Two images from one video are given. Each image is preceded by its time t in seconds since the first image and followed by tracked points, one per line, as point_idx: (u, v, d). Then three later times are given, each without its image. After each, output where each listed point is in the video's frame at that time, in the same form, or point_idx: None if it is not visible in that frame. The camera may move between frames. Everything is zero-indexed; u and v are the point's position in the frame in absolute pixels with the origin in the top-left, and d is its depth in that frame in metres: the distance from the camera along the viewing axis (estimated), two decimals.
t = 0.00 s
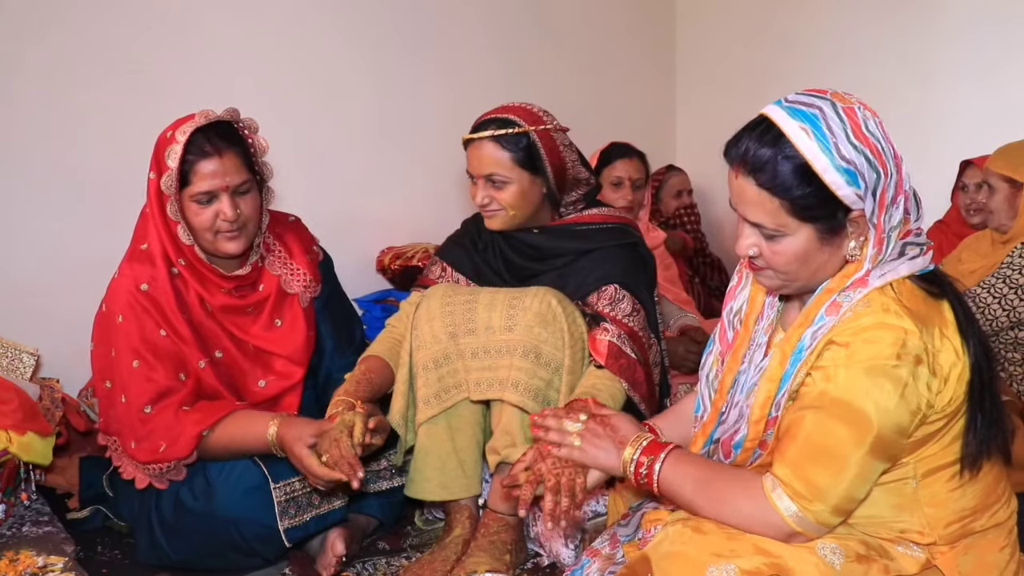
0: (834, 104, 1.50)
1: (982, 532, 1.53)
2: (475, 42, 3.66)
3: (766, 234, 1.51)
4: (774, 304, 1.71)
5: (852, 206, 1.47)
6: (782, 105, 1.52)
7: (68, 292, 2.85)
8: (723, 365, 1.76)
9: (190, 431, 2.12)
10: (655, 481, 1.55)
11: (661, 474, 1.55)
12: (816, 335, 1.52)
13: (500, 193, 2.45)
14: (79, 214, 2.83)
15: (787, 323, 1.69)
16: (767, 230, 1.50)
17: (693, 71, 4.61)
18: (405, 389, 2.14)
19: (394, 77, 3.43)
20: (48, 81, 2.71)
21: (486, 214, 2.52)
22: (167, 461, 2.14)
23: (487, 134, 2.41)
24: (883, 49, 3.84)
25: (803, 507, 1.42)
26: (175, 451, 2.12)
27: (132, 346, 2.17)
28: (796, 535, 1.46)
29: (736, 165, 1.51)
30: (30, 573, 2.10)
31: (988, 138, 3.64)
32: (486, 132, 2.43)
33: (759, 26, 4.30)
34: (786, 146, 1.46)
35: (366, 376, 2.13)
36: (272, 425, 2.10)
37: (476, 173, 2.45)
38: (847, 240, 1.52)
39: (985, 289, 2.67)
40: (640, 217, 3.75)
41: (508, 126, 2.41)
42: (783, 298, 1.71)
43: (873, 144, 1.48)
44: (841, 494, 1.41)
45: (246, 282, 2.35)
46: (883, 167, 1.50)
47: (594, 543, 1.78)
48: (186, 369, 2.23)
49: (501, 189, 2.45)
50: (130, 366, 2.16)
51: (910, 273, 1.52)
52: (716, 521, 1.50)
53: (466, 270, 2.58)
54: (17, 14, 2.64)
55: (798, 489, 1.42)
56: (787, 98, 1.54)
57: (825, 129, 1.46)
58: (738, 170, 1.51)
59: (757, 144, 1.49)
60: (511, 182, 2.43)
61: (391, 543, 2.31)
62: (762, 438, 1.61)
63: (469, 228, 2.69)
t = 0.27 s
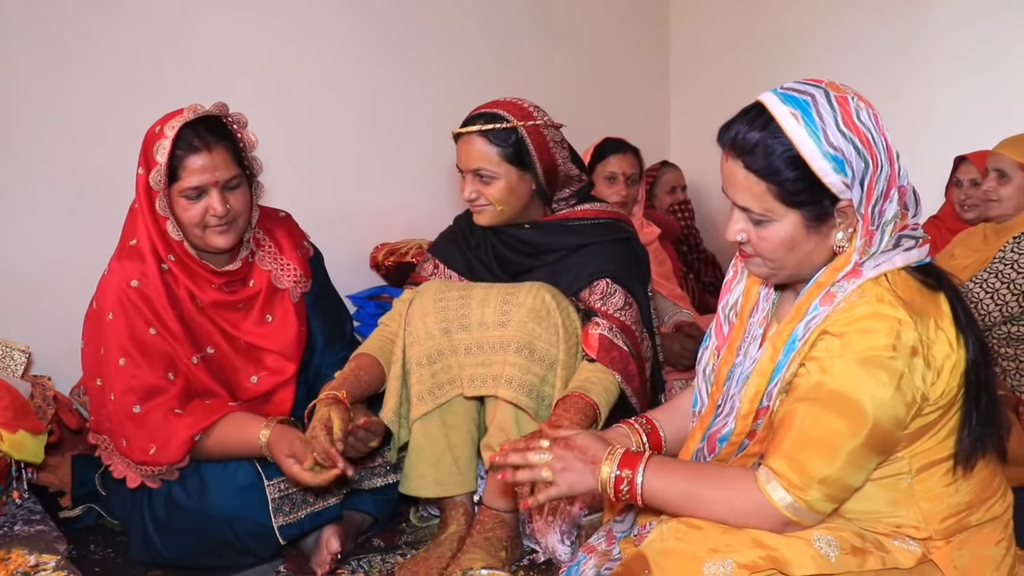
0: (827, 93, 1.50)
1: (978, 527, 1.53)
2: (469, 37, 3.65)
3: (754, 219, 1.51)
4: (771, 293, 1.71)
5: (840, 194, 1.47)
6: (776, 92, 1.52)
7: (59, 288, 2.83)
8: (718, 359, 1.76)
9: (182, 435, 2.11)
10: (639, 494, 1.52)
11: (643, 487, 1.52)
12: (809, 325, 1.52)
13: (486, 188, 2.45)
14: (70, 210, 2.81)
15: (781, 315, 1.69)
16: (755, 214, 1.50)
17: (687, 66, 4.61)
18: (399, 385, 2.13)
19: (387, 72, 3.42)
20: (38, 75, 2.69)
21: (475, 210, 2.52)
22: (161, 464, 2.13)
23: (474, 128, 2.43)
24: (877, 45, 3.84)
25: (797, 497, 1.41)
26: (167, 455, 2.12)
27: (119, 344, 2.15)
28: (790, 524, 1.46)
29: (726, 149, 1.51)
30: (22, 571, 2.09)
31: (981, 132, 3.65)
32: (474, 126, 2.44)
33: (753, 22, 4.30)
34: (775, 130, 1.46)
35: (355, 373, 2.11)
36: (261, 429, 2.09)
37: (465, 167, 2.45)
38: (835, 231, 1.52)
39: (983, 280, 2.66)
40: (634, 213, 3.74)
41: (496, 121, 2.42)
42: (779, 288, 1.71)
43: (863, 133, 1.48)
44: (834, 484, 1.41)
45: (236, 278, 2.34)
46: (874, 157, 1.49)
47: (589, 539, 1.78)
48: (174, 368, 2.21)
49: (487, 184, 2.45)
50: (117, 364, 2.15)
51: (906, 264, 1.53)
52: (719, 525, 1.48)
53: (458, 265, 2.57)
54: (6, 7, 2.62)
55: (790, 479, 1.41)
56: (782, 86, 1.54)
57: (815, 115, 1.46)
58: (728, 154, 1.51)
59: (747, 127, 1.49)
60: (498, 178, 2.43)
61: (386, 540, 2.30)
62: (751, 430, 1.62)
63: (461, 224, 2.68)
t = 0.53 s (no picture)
0: (832, 86, 1.49)
1: (980, 525, 1.53)
2: (467, 34, 3.64)
3: (756, 211, 1.51)
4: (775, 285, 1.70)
5: (842, 187, 1.46)
6: (780, 84, 1.52)
7: (57, 286, 2.83)
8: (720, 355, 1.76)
9: (179, 428, 2.11)
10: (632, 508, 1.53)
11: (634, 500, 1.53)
12: (812, 318, 1.51)
13: (483, 184, 2.45)
14: (67, 208, 2.80)
15: (784, 310, 1.69)
16: (757, 206, 1.50)
17: (685, 64, 4.60)
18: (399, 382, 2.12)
19: (386, 69, 3.41)
20: (35, 72, 2.68)
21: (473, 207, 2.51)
22: (157, 462, 2.12)
23: (469, 124, 2.43)
24: (874, 44, 3.85)
25: (793, 491, 1.42)
26: (160, 452, 2.11)
27: (108, 342, 2.14)
28: (788, 519, 1.47)
29: (730, 141, 1.52)
30: (19, 569, 2.09)
31: (980, 131, 3.65)
32: (471, 123, 2.44)
33: (751, 20, 4.30)
34: (777, 121, 1.46)
35: (362, 364, 2.09)
36: (260, 416, 2.10)
37: (460, 162, 2.45)
38: (836, 225, 1.51)
39: (985, 279, 2.65)
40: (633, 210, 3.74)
41: (494, 117, 2.41)
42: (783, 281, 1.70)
43: (867, 126, 1.47)
44: (831, 480, 1.41)
45: (230, 274, 2.34)
46: (877, 151, 1.49)
47: (589, 537, 1.78)
48: (162, 368, 2.20)
49: (484, 181, 2.44)
50: (105, 361, 2.14)
51: (908, 260, 1.52)
52: (724, 525, 1.48)
53: (456, 261, 2.56)
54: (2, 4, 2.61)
55: (787, 474, 1.42)
56: (787, 79, 1.53)
57: (818, 108, 1.46)
58: (732, 145, 1.51)
59: (750, 119, 1.49)
60: (494, 174, 2.42)
61: (384, 538, 2.30)
62: (752, 425, 1.61)
63: (461, 220, 2.68)
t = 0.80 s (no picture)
0: (833, 80, 1.50)
1: (980, 523, 1.53)
2: (465, 31, 3.63)
3: (757, 206, 1.50)
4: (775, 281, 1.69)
5: (843, 180, 1.46)
6: (781, 79, 1.52)
7: (54, 283, 2.82)
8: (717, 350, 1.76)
9: (191, 427, 2.11)
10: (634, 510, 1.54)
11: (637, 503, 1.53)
12: (814, 317, 1.51)
13: (477, 180, 2.45)
14: (64, 205, 2.79)
15: (784, 308, 1.68)
16: (758, 200, 1.49)
17: (684, 62, 4.60)
18: (398, 380, 2.11)
19: (383, 66, 3.40)
20: (31, 68, 2.67)
21: (467, 202, 2.52)
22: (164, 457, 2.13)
23: (467, 119, 2.43)
24: (873, 42, 3.84)
25: (799, 493, 1.41)
26: (175, 447, 2.11)
27: (117, 341, 2.13)
28: (794, 520, 1.46)
29: (731, 136, 1.51)
30: (16, 568, 2.08)
31: (978, 130, 3.65)
32: (468, 118, 2.44)
33: (749, 18, 4.30)
34: (778, 115, 1.46)
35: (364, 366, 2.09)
36: (273, 416, 2.11)
37: (456, 158, 2.46)
38: (837, 219, 1.51)
39: (985, 277, 2.65)
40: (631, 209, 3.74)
41: (489, 113, 2.41)
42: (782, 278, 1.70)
43: (868, 119, 1.47)
44: (836, 481, 1.41)
45: (229, 271, 2.32)
46: (878, 145, 1.49)
47: (589, 536, 1.78)
48: (175, 362, 2.19)
49: (478, 177, 2.44)
50: (116, 362, 2.13)
51: (909, 257, 1.52)
52: (725, 525, 1.47)
53: (455, 259, 2.56)
54: None
55: (792, 475, 1.41)
56: (788, 73, 1.54)
57: (820, 101, 1.46)
58: (733, 140, 1.51)
59: (751, 113, 1.49)
60: (489, 171, 2.42)
61: (383, 536, 2.30)
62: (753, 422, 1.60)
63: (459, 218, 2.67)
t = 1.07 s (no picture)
0: (829, 76, 1.49)
1: (980, 521, 1.52)
2: (462, 29, 3.62)
3: (759, 205, 1.50)
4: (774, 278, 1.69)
5: (845, 175, 1.46)
6: (778, 77, 1.52)
7: (49, 283, 2.80)
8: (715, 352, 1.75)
9: (180, 430, 2.08)
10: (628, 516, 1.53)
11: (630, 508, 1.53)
12: (813, 313, 1.50)
13: (467, 184, 2.42)
14: (60, 204, 2.78)
15: (781, 306, 1.67)
16: (760, 199, 1.49)
17: (681, 61, 4.59)
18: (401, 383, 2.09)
19: (380, 64, 3.39)
20: (26, 66, 2.65)
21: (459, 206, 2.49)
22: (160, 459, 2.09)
23: (457, 122, 2.41)
24: (870, 42, 3.84)
25: (789, 483, 1.42)
26: (164, 450, 2.08)
27: (105, 344, 2.11)
28: (783, 512, 1.47)
29: (730, 136, 1.51)
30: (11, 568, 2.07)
31: (975, 129, 3.65)
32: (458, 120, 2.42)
33: (747, 17, 4.29)
34: (778, 112, 1.46)
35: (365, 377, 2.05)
36: (266, 419, 2.08)
37: (446, 161, 2.44)
38: (840, 215, 1.50)
39: (983, 275, 2.65)
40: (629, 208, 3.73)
41: (479, 115, 2.40)
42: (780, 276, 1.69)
43: (867, 114, 1.47)
44: (828, 472, 1.41)
45: (220, 267, 2.32)
46: (877, 139, 1.48)
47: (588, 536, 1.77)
48: (164, 364, 2.16)
49: (468, 180, 2.42)
50: (102, 365, 2.11)
51: (908, 253, 1.52)
52: (724, 521, 1.47)
53: (453, 263, 2.55)
54: None
55: (783, 465, 1.41)
56: (784, 71, 1.53)
57: (818, 97, 1.46)
58: (732, 138, 1.50)
59: (749, 112, 1.48)
60: (480, 174, 2.40)
61: (381, 536, 2.29)
62: (752, 416, 1.59)
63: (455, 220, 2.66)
